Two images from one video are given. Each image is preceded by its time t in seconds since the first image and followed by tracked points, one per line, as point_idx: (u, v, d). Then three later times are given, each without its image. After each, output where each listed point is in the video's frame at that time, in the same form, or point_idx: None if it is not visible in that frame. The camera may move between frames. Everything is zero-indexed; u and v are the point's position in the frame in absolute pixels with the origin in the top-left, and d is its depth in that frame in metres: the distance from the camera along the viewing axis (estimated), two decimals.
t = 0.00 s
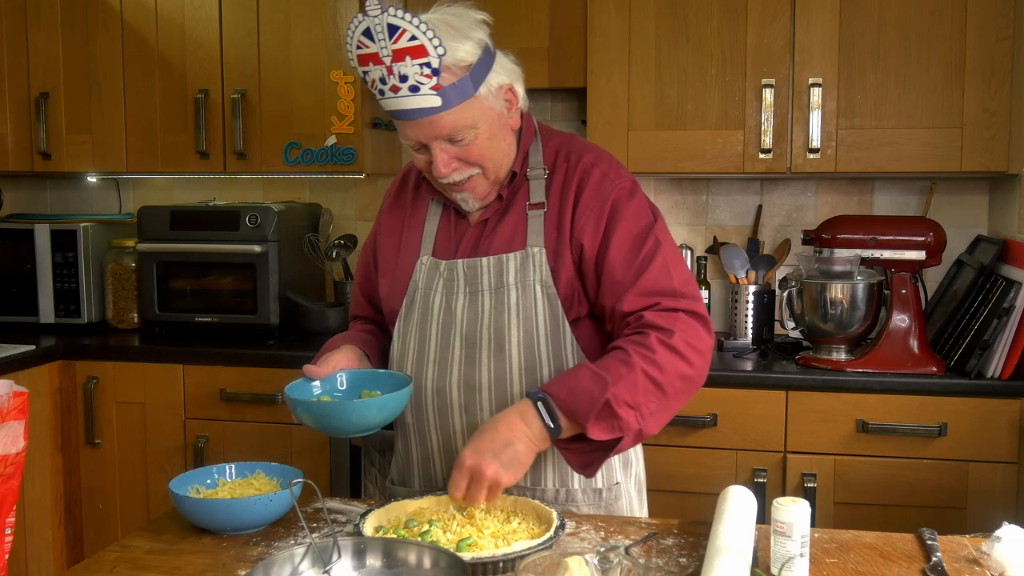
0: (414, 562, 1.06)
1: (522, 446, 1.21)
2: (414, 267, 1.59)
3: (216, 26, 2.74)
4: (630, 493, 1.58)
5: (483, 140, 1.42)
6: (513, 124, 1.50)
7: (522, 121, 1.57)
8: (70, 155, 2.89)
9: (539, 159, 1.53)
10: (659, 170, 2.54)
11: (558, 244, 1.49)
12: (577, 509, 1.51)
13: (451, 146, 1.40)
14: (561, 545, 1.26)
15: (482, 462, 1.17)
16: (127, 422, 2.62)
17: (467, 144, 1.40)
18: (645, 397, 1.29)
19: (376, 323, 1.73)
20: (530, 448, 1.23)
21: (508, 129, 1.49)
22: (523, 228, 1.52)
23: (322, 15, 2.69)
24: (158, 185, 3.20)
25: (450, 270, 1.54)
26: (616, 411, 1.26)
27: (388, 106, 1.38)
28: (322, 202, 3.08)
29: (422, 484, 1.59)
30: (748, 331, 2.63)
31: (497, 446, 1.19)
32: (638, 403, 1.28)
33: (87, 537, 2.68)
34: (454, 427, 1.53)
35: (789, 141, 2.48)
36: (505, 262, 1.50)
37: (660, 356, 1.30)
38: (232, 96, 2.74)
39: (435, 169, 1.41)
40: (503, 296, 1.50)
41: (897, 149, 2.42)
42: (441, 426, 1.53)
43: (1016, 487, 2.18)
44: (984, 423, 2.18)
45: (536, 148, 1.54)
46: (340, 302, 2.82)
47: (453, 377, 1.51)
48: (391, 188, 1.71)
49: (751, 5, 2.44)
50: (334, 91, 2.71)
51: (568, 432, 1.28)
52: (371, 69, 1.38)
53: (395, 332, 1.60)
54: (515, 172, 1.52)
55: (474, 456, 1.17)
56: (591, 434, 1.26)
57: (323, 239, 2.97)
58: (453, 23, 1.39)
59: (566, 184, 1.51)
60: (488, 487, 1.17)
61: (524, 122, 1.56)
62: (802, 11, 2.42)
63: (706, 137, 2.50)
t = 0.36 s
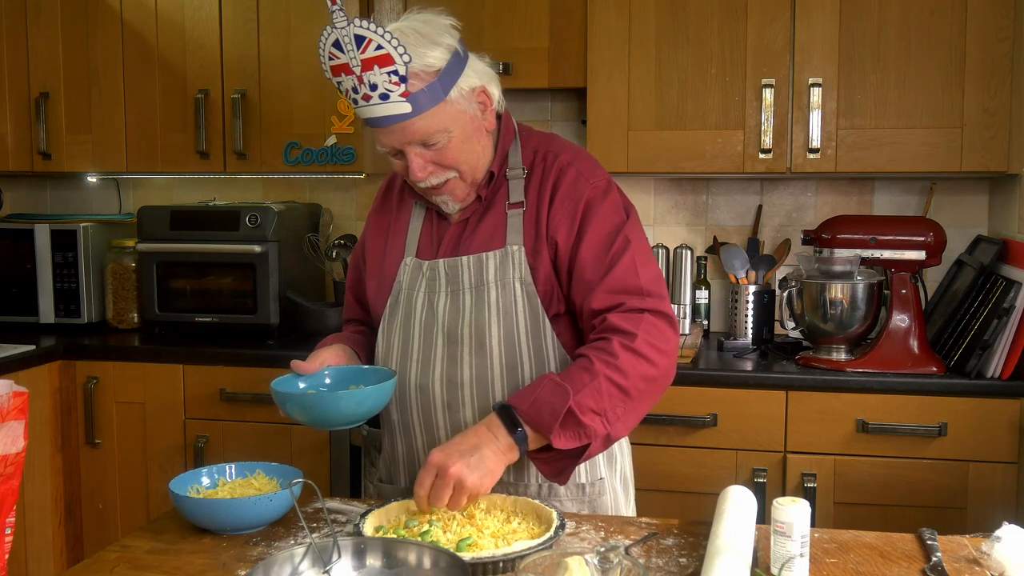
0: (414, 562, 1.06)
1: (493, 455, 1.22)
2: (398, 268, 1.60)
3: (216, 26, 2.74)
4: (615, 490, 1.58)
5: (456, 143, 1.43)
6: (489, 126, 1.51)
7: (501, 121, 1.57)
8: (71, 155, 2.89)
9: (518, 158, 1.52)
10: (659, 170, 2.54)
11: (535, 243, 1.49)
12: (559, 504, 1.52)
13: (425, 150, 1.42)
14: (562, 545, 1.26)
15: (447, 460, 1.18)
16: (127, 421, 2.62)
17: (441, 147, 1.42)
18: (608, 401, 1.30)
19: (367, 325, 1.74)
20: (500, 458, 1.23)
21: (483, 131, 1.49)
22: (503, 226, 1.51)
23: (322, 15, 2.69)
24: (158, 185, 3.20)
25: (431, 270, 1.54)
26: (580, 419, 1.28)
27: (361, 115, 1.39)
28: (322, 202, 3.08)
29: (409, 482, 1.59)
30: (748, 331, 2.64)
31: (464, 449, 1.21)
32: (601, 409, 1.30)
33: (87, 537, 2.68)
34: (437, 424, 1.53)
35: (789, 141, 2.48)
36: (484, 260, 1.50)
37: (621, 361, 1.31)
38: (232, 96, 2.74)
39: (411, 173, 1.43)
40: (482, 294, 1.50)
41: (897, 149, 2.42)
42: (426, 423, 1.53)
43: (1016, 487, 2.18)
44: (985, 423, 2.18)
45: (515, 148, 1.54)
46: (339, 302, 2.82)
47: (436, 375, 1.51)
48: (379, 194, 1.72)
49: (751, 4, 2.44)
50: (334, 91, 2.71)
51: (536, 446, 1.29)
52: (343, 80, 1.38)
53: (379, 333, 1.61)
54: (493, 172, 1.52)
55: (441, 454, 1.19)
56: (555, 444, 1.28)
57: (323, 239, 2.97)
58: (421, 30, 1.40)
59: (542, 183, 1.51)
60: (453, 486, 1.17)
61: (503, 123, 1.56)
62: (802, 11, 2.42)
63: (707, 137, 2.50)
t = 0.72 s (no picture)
0: (414, 562, 1.06)
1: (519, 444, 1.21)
2: (395, 268, 1.60)
3: (216, 25, 2.74)
4: (610, 489, 1.58)
5: (452, 143, 1.43)
6: (485, 127, 1.51)
7: (498, 122, 1.57)
8: (70, 155, 2.89)
9: (515, 159, 1.53)
10: (659, 170, 2.54)
11: (534, 243, 1.49)
12: (554, 502, 1.52)
13: (421, 149, 1.42)
14: (562, 545, 1.26)
15: (477, 454, 1.16)
16: (127, 421, 2.62)
17: (437, 147, 1.42)
18: (629, 397, 1.31)
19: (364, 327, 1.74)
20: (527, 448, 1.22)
21: (479, 132, 1.49)
22: (499, 227, 1.52)
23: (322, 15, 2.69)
24: (158, 185, 3.20)
25: (428, 269, 1.55)
26: (601, 412, 1.28)
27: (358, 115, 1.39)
28: (322, 202, 3.08)
29: (402, 479, 1.58)
30: (748, 331, 2.64)
31: (492, 441, 1.19)
32: (621, 404, 1.30)
33: (87, 537, 2.68)
34: (433, 422, 1.52)
35: (789, 141, 2.48)
36: (481, 259, 1.50)
37: (642, 358, 1.31)
38: (232, 96, 2.74)
39: (407, 173, 1.43)
40: (480, 293, 1.51)
41: (897, 149, 2.42)
42: (421, 420, 1.53)
43: (1016, 487, 2.18)
44: (985, 424, 2.18)
45: (512, 149, 1.54)
46: (339, 302, 2.82)
47: (432, 371, 1.51)
48: (375, 196, 1.72)
49: (751, 4, 2.44)
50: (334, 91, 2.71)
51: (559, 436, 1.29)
52: (339, 81, 1.38)
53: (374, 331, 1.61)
54: (490, 172, 1.52)
55: (470, 449, 1.17)
56: (577, 434, 1.28)
57: (323, 239, 2.97)
58: (416, 31, 1.41)
59: (540, 184, 1.51)
60: (484, 480, 1.15)
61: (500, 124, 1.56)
62: (802, 11, 2.42)
63: (707, 137, 2.50)
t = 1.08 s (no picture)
0: (414, 562, 1.06)
1: (526, 436, 1.22)
2: (403, 267, 1.60)
3: (216, 25, 2.74)
4: (616, 489, 1.58)
5: (464, 144, 1.43)
6: (496, 130, 1.51)
7: (507, 125, 1.57)
8: (70, 155, 2.89)
9: (524, 160, 1.53)
10: (659, 170, 2.54)
11: (542, 242, 1.49)
12: (559, 502, 1.52)
13: (434, 148, 1.42)
14: (562, 545, 1.26)
15: (481, 447, 1.18)
16: (127, 421, 2.62)
17: (449, 147, 1.42)
18: (634, 397, 1.31)
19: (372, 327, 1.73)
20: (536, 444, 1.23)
21: (491, 134, 1.49)
22: (508, 227, 1.52)
23: (322, 15, 2.69)
24: (158, 185, 3.20)
25: (436, 267, 1.55)
26: (608, 411, 1.28)
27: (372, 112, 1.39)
28: (322, 201, 3.08)
29: (408, 478, 1.58)
30: (748, 331, 2.64)
31: (497, 434, 1.21)
32: (627, 403, 1.30)
33: (87, 537, 2.68)
34: (439, 421, 1.52)
35: (789, 141, 2.48)
36: (489, 259, 1.51)
37: (649, 359, 1.32)
38: (232, 96, 2.74)
39: (418, 171, 1.42)
40: (487, 292, 1.51)
41: (897, 149, 2.42)
42: (427, 419, 1.53)
43: (1016, 487, 2.18)
44: (985, 424, 2.18)
45: (522, 151, 1.54)
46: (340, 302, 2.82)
47: (439, 370, 1.51)
48: (383, 195, 1.72)
49: (751, 4, 2.44)
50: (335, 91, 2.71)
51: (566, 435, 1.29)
52: (354, 77, 1.38)
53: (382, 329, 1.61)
54: (500, 173, 1.52)
55: (474, 443, 1.19)
56: (583, 431, 1.28)
57: (323, 239, 2.97)
58: (432, 31, 1.41)
59: (549, 185, 1.51)
60: (491, 472, 1.16)
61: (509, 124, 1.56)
62: (802, 11, 2.42)
63: (706, 137, 2.50)
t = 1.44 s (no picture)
0: (414, 562, 1.06)
1: (538, 437, 1.22)
2: (413, 268, 1.60)
3: (216, 26, 2.74)
4: (624, 491, 1.58)
5: (478, 147, 1.43)
6: (511, 132, 1.51)
7: (520, 128, 1.57)
8: (70, 155, 2.89)
9: (537, 163, 1.54)
10: (659, 170, 2.54)
11: (553, 244, 1.50)
12: (569, 504, 1.52)
13: (449, 149, 1.42)
14: (562, 545, 1.26)
15: (494, 440, 1.18)
16: (128, 421, 2.62)
17: (464, 148, 1.42)
18: (647, 403, 1.32)
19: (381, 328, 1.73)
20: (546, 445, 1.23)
21: (505, 136, 1.50)
22: (520, 229, 1.52)
23: (322, 15, 2.69)
24: (158, 185, 3.20)
25: (447, 268, 1.55)
26: (621, 416, 1.29)
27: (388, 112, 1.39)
28: (322, 202, 3.08)
29: (416, 479, 1.57)
30: (748, 331, 2.63)
31: (510, 431, 1.21)
32: (640, 409, 1.31)
33: (87, 536, 2.68)
34: (448, 421, 1.52)
35: (789, 141, 2.48)
36: (501, 260, 1.51)
37: (663, 365, 1.32)
38: (232, 96, 2.74)
39: (432, 172, 1.43)
40: (498, 293, 1.51)
41: (897, 149, 2.42)
42: (436, 419, 1.52)
43: (1015, 487, 2.18)
44: (984, 424, 2.18)
45: (534, 154, 1.55)
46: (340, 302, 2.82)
47: (449, 370, 1.51)
48: (393, 195, 1.72)
49: (751, 4, 2.44)
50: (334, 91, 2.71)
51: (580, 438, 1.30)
52: (371, 76, 1.39)
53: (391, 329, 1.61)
54: (512, 174, 1.52)
55: (487, 434, 1.19)
56: (598, 435, 1.29)
57: (323, 239, 2.97)
58: (449, 32, 1.41)
59: (562, 187, 1.52)
60: (497, 466, 1.16)
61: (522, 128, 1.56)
62: (802, 11, 2.42)
63: (706, 137, 2.50)
